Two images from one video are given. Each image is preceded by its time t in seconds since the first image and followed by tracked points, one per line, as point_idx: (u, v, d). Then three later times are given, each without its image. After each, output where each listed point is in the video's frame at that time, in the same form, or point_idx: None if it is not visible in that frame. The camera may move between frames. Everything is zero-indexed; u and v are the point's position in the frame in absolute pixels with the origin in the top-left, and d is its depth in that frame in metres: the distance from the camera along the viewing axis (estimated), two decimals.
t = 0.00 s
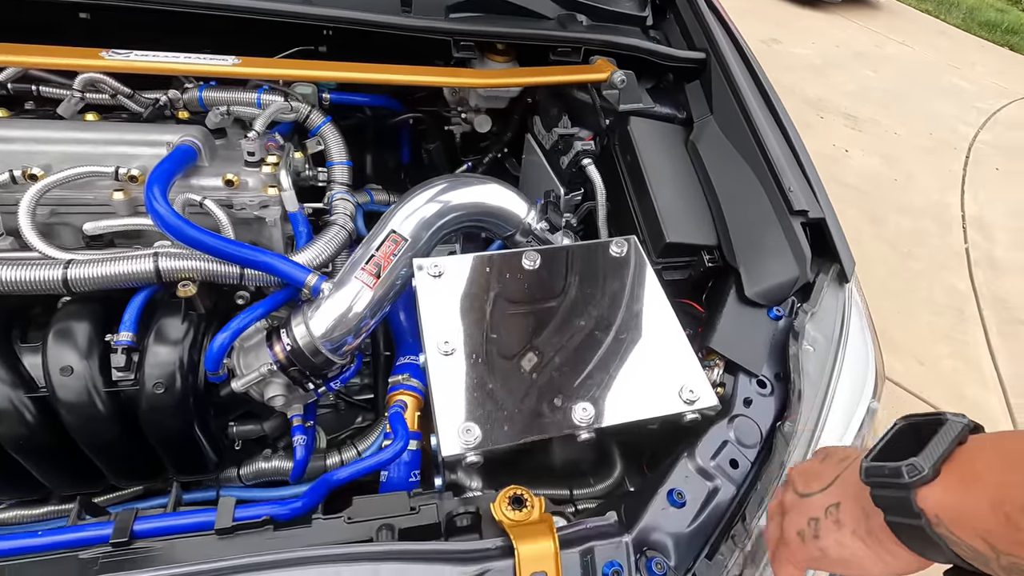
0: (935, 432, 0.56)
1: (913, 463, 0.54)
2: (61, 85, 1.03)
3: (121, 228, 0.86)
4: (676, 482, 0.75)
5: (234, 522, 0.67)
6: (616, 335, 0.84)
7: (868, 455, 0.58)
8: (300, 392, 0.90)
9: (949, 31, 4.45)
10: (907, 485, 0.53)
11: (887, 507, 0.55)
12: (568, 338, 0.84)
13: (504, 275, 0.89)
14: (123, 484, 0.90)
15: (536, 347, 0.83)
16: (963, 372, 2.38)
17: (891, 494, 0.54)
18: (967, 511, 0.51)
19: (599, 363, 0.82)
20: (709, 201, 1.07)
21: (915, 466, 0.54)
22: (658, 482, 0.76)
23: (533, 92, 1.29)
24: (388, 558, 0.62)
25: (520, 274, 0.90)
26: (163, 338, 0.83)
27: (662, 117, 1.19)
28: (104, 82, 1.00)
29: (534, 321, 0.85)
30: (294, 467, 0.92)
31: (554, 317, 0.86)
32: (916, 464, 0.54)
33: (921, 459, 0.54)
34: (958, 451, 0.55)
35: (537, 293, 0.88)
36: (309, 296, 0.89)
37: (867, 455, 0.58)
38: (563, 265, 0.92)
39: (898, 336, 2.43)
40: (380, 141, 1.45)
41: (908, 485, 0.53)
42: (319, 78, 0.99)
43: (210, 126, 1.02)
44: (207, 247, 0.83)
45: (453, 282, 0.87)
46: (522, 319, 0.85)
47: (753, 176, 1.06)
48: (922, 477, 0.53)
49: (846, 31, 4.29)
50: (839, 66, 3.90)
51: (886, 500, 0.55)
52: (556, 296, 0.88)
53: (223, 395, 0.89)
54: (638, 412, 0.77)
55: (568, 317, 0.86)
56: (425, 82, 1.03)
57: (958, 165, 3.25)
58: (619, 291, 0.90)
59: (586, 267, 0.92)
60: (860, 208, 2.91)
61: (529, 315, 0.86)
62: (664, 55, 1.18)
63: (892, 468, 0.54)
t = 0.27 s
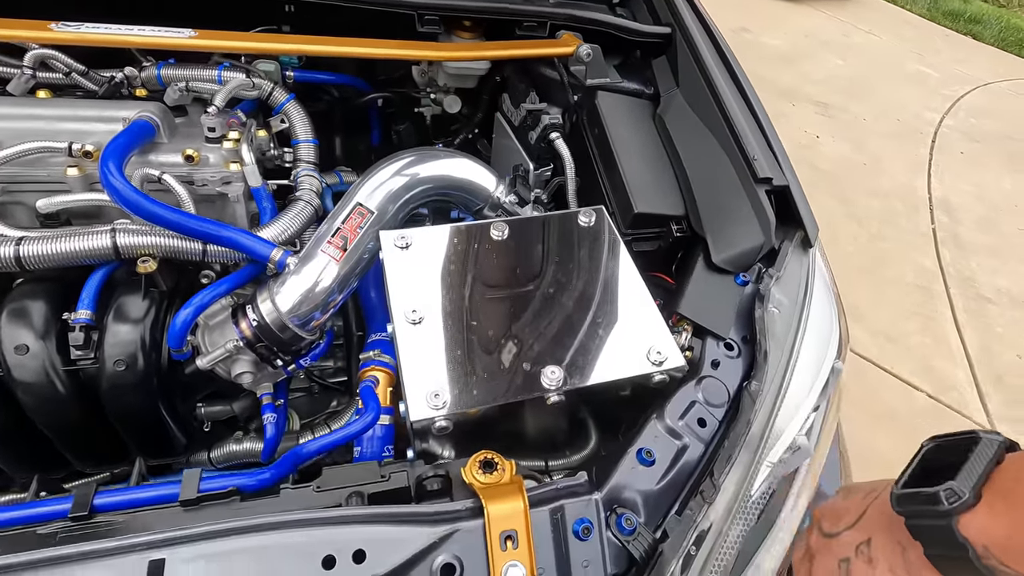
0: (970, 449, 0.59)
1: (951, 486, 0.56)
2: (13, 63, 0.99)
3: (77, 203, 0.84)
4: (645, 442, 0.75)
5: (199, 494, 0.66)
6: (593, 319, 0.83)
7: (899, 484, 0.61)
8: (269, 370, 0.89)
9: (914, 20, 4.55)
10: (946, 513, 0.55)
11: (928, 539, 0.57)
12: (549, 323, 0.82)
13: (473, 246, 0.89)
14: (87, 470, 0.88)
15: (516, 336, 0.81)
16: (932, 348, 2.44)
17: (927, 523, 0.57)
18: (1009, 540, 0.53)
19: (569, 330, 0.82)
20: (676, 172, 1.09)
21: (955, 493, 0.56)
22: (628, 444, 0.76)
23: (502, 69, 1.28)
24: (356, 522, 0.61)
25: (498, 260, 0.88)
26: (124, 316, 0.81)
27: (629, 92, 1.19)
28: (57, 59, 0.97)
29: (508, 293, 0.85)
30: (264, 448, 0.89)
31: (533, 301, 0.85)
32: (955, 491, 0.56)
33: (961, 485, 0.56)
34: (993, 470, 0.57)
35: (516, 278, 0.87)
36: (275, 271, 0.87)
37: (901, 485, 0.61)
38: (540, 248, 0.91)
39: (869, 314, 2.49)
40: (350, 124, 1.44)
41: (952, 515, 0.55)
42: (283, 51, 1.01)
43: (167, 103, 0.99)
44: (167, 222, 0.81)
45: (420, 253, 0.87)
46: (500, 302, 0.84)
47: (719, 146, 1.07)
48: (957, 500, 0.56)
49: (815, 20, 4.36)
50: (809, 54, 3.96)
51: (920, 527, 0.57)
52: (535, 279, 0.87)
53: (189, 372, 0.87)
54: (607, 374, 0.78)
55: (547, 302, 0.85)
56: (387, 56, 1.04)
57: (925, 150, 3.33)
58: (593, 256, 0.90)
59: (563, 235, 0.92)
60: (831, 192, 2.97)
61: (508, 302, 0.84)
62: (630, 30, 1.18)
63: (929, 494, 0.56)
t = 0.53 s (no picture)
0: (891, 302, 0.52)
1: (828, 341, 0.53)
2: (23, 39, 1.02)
3: (93, 165, 0.87)
4: (639, 386, 0.80)
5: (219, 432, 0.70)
6: (592, 288, 0.87)
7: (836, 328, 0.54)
8: (279, 329, 0.93)
9: (899, 15, 4.63)
10: (871, 354, 0.50)
11: (854, 378, 0.52)
12: (550, 295, 0.85)
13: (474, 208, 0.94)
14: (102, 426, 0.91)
15: (513, 304, 0.84)
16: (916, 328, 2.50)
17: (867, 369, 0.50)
18: (957, 364, 0.47)
19: (563, 288, 0.87)
20: (667, 144, 1.13)
21: (885, 335, 0.50)
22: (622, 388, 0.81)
23: (498, 48, 1.33)
24: (371, 451, 0.65)
25: (497, 243, 0.90)
26: (140, 276, 0.84)
27: (620, 69, 1.23)
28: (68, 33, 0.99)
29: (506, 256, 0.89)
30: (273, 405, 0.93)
31: (529, 283, 0.87)
32: (886, 334, 0.50)
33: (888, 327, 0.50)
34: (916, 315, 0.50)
35: (513, 258, 0.89)
36: (284, 234, 0.92)
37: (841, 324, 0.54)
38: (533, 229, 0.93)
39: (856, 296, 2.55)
40: (350, 106, 1.47)
41: (875, 356, 0.50)
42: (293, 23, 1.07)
43: (176, 75, 1.03)
44: (182, 184, 0.85)
45: (423, 214, 0.91)
46: (498, 267, 0.87)
47: (707, 118, 1.12)
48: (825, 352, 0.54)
49: (802, 14, 4.43)
50: (797, 47, 4.03)
51: (857, 373, 0.51)
52: (530, 261, 0.89)
53: (202, 329, 0.91)
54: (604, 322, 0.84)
55: (547, 277, 0.88)
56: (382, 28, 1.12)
57: (911, 140, 3.40)
58: (586, 219, 0.95)
59: (556, 220, 0.95)
60: (819, 179, 3.03)
61: (505, 287, 0.85)
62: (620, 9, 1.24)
63: (860, 340, 0.50)
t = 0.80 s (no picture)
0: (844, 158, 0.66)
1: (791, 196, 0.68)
2: (55, 23, 1.07)
3: (131, 138, 0.92)
4: (649, 338, 0.86)
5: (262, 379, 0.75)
6: (597, 253, 0.95)
7: (800, 186, 0.68)
8: (306, 294, 0.98)
9: (888, 10, 4.72)
10: (823, 201, 0.64)
11: (810, 224, 0.66)
12: (559, 262, 0.93)
13: (491, 177, 1.00)
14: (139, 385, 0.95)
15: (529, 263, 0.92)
16: (905, 311, 2.59)
17: (819, 214, 0.65)
18: (886, 198, 0.61)
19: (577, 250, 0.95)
20: (668, 122, 1.19)
21: (836, 184, 0.64)
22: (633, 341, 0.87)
23: (506, 33, 1.38)
24: (407, 391, 0.70)
25: (509, 226, 0.95)
26: (177, 243, 0.89)
27: (623, 53, 1.29)
28: (100, 16, 1.05)
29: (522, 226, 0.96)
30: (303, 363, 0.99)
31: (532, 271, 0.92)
32: (836, 183, 0.65)
33: (838, 178, 0.65)
34: (863, 168, 0.65)
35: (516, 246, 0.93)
36: (311, 203, 0.97)
37: (804, 182, 0.69)
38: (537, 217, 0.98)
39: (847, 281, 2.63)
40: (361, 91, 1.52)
41: (827, 201, 0.64)
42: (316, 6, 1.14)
43: (204, 55, 1.08)
44: (216, 154, 0.90)
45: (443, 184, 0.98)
46: (508, 234, 0.94)
47: (706, 96, 1.19)
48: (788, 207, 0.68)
49: (793, 10, 4.52)
50: (788, 41, 4.11)
51: (810, 220, 0.66)
52: (531, 248, 0.93)
53: (237, 292, 0.96)
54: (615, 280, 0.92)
55: (556, 247, 0.94)
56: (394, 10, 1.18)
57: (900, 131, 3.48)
58: (592, 192, 1.02)
59: (557, 205, 1.00)
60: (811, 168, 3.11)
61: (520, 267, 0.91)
62: None
63: (818, 189, 0.65)
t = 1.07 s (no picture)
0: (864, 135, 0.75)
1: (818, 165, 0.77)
2: (90, 28, 1.10)
3: (172, 140, 0.95)
4: (675, 331, 0.91)
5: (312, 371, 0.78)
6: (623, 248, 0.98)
7: (826, 157, 0.77)
8: (341, 291, 1.01)
9: (882, 9, 4.79)
10: (847, 167, 0.73)
11: (833, 190, 0.74)
12: (574, 258, 0.96)
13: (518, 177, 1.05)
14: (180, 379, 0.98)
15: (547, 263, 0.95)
16: (903, 305, 2.65)
17: (843, 179, 0.73)
18: (901, 166, 0.69)
19: (597, 248, 0.98)
20: (684, 122, 1.24)
21: (858, 154, 0.73)
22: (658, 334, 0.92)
23: (523, 35, 1.42)
24: (453, 381, 0.74)
25: (537, 224, 0.99)
26: (219, 242, 0.93)
27: (637, 55, 1.33)
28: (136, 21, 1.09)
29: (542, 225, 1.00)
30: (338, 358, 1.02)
31: (543, 268, 0.94)
32: (858, 154, 0.73)
33: (860, 149, 0.74)
34: (882, 142, 0.74)
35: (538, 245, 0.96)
36: (346, 203, 1.01)
37: (828, 154, 0.77)
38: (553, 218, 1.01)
39: (846, 276, 2.69)
40: (379, 92, 1.56)
41: (849, 169, 0.73)
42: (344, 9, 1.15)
43: (237, 59, 1.10)
44: (257, 155, 0.94)
45: (473, 183, 1.02)
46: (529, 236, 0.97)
47: (721, 97, 1.23)
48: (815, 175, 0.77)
49: (789, 9, 4.57)
50: (785, 40, 4.17)
51: (833, 185, 0.74)
52: (560, 245, 0.97)
53: (277, 289, 1.00)
54: (633, 276, 0.94)
55: (569, 236, 0.99)
56: (411, 14, 1.19)
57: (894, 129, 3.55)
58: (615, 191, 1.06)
59: (564, 206, 1.03)
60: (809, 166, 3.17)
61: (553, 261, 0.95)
62: None
63: (841, 158, 0.73)
